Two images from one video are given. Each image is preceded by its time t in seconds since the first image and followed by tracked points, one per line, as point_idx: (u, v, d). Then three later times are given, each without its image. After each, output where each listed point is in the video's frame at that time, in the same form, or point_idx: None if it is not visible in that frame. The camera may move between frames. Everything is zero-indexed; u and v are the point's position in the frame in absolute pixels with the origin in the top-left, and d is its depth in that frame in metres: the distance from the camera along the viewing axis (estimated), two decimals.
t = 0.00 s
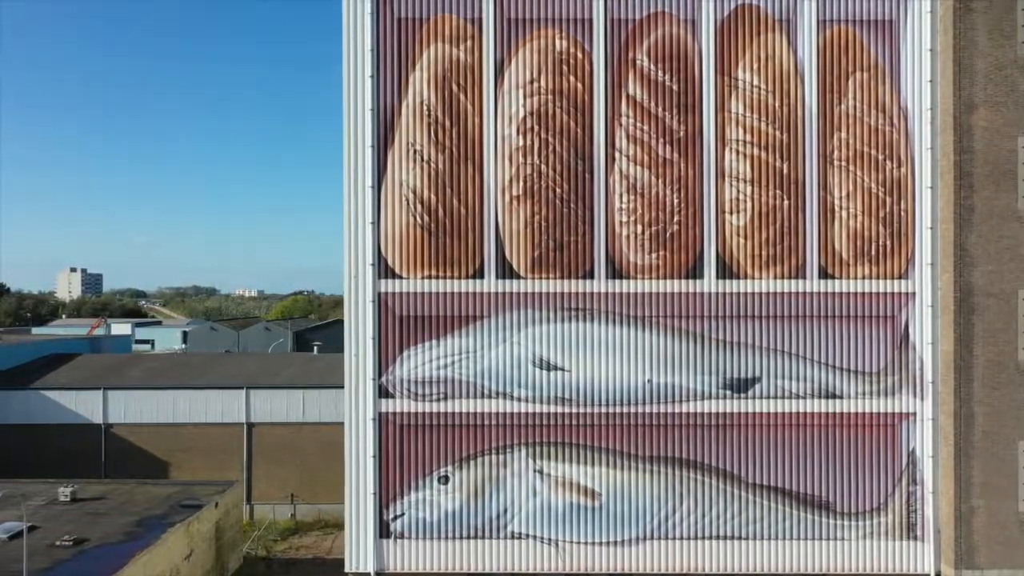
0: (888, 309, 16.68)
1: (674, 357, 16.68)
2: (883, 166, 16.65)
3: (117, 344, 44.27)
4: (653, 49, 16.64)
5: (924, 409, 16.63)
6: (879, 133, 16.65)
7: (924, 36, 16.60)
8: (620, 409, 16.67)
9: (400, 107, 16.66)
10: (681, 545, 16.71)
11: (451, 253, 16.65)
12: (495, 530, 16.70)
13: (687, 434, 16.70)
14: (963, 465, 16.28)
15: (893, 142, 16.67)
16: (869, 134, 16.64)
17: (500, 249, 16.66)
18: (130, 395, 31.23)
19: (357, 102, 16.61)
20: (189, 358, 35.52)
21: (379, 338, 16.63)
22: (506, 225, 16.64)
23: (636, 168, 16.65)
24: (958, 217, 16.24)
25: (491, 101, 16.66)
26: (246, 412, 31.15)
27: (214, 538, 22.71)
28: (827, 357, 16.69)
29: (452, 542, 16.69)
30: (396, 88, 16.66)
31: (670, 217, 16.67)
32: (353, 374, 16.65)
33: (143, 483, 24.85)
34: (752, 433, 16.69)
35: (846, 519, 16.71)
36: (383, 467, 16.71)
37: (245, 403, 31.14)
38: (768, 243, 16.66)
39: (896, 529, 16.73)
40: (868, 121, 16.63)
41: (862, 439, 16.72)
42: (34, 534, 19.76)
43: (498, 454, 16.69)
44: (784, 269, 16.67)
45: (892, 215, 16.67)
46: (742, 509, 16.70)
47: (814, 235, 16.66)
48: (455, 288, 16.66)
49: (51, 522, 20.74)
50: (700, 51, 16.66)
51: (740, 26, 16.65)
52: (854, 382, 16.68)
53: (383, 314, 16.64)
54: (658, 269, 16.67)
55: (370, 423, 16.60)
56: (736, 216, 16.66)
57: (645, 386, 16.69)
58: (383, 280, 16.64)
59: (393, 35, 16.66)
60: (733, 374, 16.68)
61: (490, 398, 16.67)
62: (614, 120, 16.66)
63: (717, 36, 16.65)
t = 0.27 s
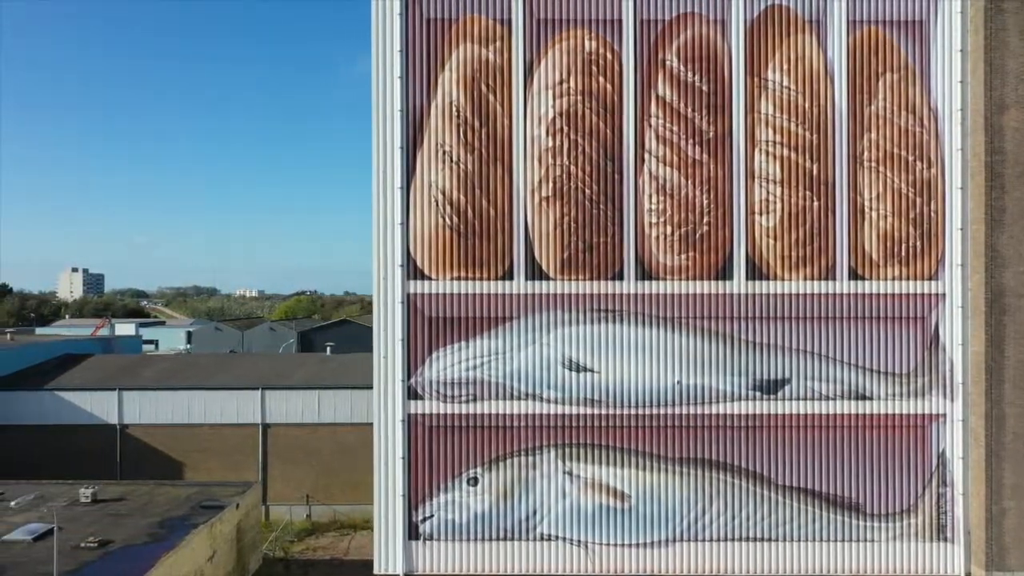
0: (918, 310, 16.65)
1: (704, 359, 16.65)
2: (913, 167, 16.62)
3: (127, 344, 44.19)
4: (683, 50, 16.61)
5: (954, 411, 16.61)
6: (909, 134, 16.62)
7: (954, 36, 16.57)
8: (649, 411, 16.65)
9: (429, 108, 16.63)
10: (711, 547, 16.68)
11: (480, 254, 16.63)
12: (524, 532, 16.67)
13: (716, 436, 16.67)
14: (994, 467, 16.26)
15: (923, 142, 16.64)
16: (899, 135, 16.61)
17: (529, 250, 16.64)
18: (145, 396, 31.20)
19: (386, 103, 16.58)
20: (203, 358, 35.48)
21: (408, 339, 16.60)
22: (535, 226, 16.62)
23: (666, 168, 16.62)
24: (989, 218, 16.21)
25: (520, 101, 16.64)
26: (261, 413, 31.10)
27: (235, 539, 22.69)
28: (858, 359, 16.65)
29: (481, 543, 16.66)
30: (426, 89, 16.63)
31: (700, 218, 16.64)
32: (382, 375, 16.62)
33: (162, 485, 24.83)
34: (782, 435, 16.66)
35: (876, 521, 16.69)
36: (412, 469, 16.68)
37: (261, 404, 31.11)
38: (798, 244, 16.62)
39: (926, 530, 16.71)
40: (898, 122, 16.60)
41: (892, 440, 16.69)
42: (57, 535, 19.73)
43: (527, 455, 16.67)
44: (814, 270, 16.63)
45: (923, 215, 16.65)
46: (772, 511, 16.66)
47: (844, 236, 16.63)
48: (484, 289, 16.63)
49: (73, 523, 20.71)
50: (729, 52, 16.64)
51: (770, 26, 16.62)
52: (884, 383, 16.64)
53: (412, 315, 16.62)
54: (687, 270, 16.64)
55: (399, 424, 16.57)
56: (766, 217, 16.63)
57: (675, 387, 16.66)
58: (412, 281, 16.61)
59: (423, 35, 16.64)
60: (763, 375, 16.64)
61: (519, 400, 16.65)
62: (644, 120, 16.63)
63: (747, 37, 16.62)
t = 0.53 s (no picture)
0: (948, 311, 16.62)
1: (733, 360, 16.62)
2: (943, 167, 16.59)
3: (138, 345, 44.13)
4: (712, 50, 16.59)
5: (984, 412, 16.57)
6: (939, 135, 16.59)
7: (984, 37, 16.54)
8: (678, 413, 16.62)
9: (457, 109, 16.60)
10: (740, 549, 16.64)
11: (509, 255, 16.59)
12: (553, 534, 16.63)
13: (745, 437, 16.64)
14: None
15: (952, 144, 16.61)
16: (928, 136, 16.57)
17: (558, 251, 16.60)
18: (161, 397, 31.16)
19: (415, 104, 16.56)
20: (216, 359, 35.44)
21: (436, 340, 16.56)
22: (564, 227, 16.58)
23: (695, 169, 16.59)
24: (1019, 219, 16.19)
25: (548, 102, 16.61)
26: (276, 414, 31.06)
27: (255, 541, 22.65)
28: (887, 360, 16.61)
29: (510, 545, 16.62)
30: (454, 90, 16.60)
31: (729, 219, 16.61)
32: (411, 377, 16.59)
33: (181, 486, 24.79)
34: (811, 436, 16.63)
35: (906, 523, 16.65)
36: (441, 471, 16.65)
37: (276, 405, 31.08)
38: (827, 245, 16.59)
39: (956, 532, 16.67)
40: (927, 122, 16.57)
41: (922, 442, 16.66)
42: (81, 537, 19.71)
43: (556, 457, 16.64)
44: (843, 272, 16.59)
45: (952, 216, 16.63)
46: (801, 512, 16.61)
47: (874, 237, 16.59)
48: (512, 290, 16.60)
49: (96, 524, 20.69)
50: (758, 52, 16.61)
51: (799, 27, 16.59)
52: (913, 384, 16.60)
53: (441, 317, 16.58)
54: (717, 271, 16.61)
55: (428, 426, 16.53)
56: (795, 218, 16.60)
57: (704, 389, 16.64)
58: (440, 282, 16.57)
59: (451, 36, 16.61)
60: (792, 377, 16.61)
61: (548, 401, 16.62)
62: (672, 121, 16.60)
63: (777, 37, 16.60)
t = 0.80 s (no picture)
0: (977, 312, 16.58)
1: (762, 361, 16.57)
2: (972, 168, 16.56)
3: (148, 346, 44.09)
4: (741, 50, 16.55)
5: (1013, 414, 16.53)
6: (968, 135, 16.55)
7: (1013, 37, 16.49)
8: (707, 414, 16.58)
9: (485, 109, 16.56)
10: (769, 550, 16.60)
11: (537, 255, 16.56)
12: (581, 535, 16.60)
13: (774, 439, 16.60)
14: None
15: (981, 144, 16.57)
16: (957, 136, 16.53)
17: (587, 252, 16.56)
18: (175, 397, 31.13)
19: (443, 104, 16.53)
20: (229, 360, 35.40)
21: (464, 341, 16.53)
22: (592, 228, 16.54)
23: (723, 170, 16.55)
24: None
25: (577, 102, 16.56)
26: (290, 414, 31.03)
27: (276, 542, 22.61)
28: (916, 361, 16.57)
29: (538, 546, 16.60)
30: (482, 90, 16.56)
31: (758, 220, 16.57)
32: (439, 378, 16.55)
33: (199, 487, 24.76)
34: (840, 438, 16.58)
35: (935, 524, 16.62)
36: (469, 472, 16.62)
37: (290, 405, 31.05)
38: (856, 246, 16.55)
39: (985, 533, 16.64)
40: (957, 123, 16.53)
41: (951, 443, 16.62)
42: (104, 538, 19.68)
43: (585, 458, 16.61)
44: (872, 272, 16.54)
45: (981, 217, 16.59)
46: (830, 514, 16.57)
47: (903, 238, 16.54)
48: (540, 291, 16.56)
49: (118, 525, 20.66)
50: (787, 53, 16.58)
51: (828, 27, 16.56)
52: (942, 386, 16.56)
53: (469, 318, 16.55)
54: (746, 272, 16.57)
55: (456, 427, 16.50)
56: (824, 218, 16.56)
57: (732, 390, 16.59)
58: (468, 283, 16.53)
59: (479, 37, 16.58)
60: (821, 378, 16.56)
61: (576, 402, 16.59)
62: (701, 122, 16.56)
63: (805, 38, 16.56)
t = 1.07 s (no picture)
0: (1006, 313, 16.55)
1: (790, 362, 16.56)
2: (1000, 168, 16.54)
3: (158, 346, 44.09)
4: (769, 51, 16.52)
5: None
6: (996, 136, 16.52)
7: None
8: (735, 415, 16.56)
9: (513, 110, 16.53)
10: (797, 551, 16.59)
11: (565, 256, 16.53)
12: (609, 536, 16.59)
13: (802, 440, 16.58)
14: None
15: (1010, 145, 16.55)
16: (986, 137, 16.51)
17: (615, 253, 16.54)
18: (190, 398, 31.11)
19: (471, 105, 16.51)
20: (242, 360, 35.38)
21: (492, 342, 16.51)
22: (620, 229, 16.52)
23: (752, 171, 16.52)
24: None
25: (605, 103, 16.54)
26: (305, 415, 31.01)
27: (296, 543, 22.60)
28: (945, 362, 16.54)
29: (566, 548, 16.58)
30: (510, 91, 16.53)
31: (786, 221, 16.54)
32: (467, 379, 16.53)
33: (217, 488, 24.74)
34: (868, 439, 16.56)
35: (963, 525, 16.60)
36: (496, 473, 16.60)
37: (305, 406, 31.02)
38: (884, 247, 16.52)
39: (1013, 534, 16.63)
40: (985, 123, 16.50)
41: (979, 444, 16.60)
42: (127, 539, 19.66)
43: (613, 459, 16.59)
44: (901, 273, 16.51)
45: (1009, 217, 16.58)
46: (858, 515, 16.56)
47: (932, 239, 16.52)
48: (568, 292, 16.54)
49: (140, 527, 20.64)
50: (815, 53, 16.55)
51: (857, 28, 16.53)
52: (971, 387, 16.54)
53: (497, 319, 16.53)
54: (774, 273, 16.54)
55: (484, 428, 16.49)
56: (853, 219, 16.53)
57: (760, 392, 16.57)
58: (496, 284, 16.51)
59: (507, 37, 16.55)
60: (850, 379, 16.53)
61: (604, 403, 16.56)
62: (729, 123, 16.53)
63: (834, 38, 16.54)
